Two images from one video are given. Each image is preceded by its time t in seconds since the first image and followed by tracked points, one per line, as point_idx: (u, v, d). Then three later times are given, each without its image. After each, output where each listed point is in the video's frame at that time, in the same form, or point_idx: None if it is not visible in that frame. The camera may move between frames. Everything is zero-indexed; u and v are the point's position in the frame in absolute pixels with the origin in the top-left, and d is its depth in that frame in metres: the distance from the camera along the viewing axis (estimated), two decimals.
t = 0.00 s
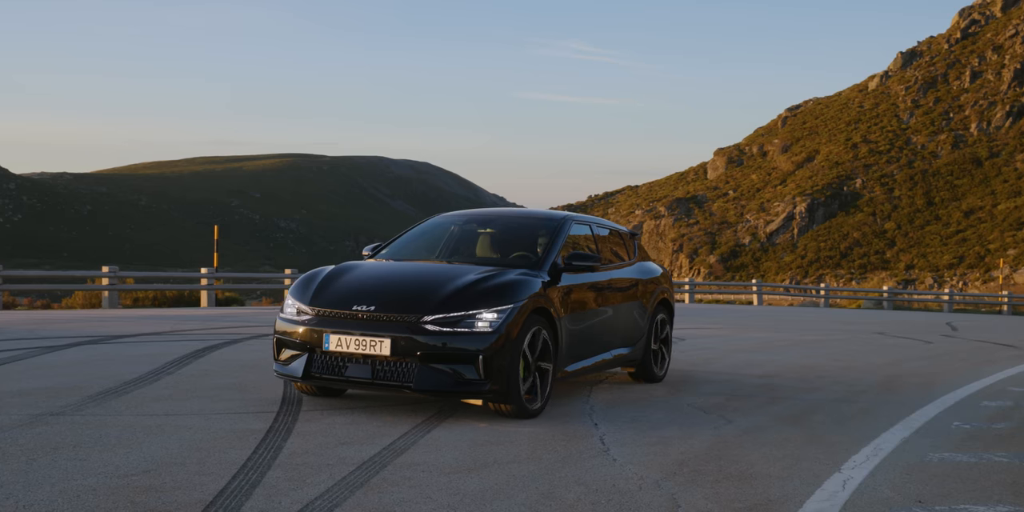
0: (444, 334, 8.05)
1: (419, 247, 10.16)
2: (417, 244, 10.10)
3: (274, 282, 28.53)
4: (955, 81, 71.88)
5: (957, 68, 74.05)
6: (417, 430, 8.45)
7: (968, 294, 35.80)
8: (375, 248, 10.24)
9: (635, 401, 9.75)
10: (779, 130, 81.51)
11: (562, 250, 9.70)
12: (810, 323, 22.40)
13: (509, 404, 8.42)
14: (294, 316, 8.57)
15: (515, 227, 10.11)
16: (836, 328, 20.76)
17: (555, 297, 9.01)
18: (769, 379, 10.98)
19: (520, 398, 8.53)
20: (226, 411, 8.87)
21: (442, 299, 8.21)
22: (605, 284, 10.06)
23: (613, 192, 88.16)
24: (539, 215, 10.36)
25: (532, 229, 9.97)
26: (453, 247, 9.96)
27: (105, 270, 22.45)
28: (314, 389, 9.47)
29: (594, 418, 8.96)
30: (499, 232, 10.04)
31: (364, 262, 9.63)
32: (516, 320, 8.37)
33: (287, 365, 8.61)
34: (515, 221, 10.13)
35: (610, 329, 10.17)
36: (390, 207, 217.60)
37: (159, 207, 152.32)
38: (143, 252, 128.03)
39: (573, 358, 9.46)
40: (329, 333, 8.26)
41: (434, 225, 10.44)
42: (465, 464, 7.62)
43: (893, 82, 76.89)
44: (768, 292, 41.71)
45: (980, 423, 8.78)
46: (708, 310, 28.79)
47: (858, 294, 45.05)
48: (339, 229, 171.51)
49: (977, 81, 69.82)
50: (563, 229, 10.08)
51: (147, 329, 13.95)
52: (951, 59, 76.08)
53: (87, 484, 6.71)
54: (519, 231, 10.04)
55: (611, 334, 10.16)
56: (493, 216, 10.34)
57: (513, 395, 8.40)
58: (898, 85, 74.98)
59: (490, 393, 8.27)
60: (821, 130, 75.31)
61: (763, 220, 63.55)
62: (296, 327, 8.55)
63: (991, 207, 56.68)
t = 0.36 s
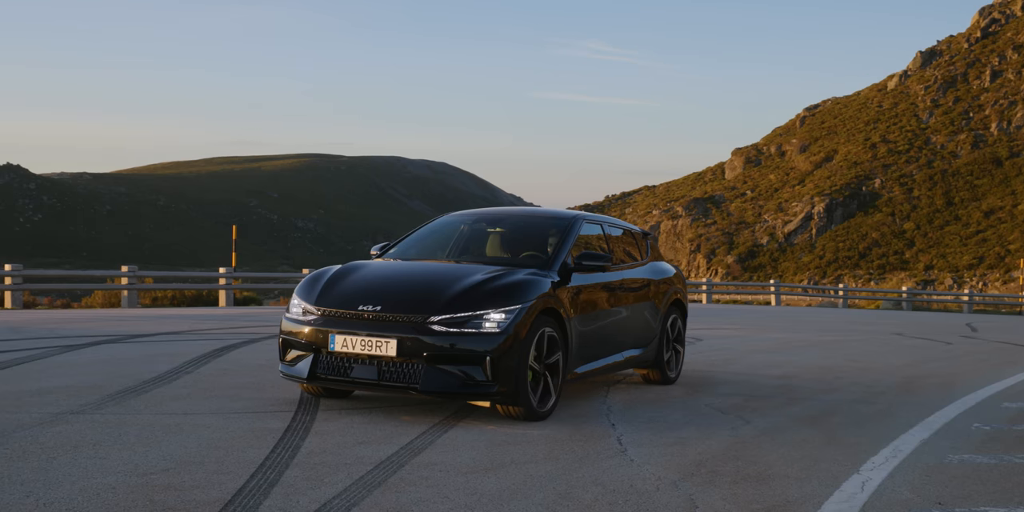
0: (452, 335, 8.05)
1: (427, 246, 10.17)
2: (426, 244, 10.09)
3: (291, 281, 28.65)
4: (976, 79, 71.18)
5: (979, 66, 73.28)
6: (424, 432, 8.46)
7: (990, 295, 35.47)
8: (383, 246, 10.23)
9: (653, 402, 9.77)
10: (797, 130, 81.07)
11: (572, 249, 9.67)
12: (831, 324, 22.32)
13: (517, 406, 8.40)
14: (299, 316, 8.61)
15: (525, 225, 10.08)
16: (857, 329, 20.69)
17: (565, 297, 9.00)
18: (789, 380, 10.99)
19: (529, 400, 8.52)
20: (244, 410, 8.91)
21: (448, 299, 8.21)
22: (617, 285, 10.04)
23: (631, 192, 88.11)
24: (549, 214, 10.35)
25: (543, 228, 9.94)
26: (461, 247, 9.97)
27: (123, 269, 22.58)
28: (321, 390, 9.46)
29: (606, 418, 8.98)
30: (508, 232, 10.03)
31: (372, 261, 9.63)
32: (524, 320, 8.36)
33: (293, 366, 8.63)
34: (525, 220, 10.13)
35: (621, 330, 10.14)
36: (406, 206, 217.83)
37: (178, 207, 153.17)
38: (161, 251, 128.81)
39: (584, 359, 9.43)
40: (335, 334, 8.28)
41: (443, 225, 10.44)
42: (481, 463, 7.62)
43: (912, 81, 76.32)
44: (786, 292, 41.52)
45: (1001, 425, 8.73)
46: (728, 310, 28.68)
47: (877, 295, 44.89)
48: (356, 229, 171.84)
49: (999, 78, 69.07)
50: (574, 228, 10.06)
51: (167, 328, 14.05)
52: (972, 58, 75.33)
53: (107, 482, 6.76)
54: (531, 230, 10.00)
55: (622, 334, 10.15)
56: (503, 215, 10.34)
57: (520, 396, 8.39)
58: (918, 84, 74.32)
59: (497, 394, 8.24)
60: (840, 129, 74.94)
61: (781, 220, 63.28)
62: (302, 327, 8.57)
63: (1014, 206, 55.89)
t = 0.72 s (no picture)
0: (468, 333, 8.06)
1: (442, 245, 10.18)
2: (442, 243, 10.09)
3: (308, 280, 28.72)
4: (995, 78, 70.60)
5: (997, 64, 72.70)
6: (441, 432, 8.46)
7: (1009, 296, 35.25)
8: (399, 246, 10.24)
9: (670, 402, 9.76)
10: (813, 129, 80.75)
11: (588, 249, 9.67)
12: (849, 324, 22.22)
13: (532, 405, 8.40)
14: (316, 314, 8.64)
15: (542, 225, 10.08)
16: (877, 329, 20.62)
17: (581, 297, 8.99)
18: (806, 380, 10.97)
19: (545, 399, 8.52)
20: (260, 410, 8.95)
21: (465, 298, 8.22)
22: (633, 284, 10.02)
23: (647, 191, 88.04)
24: (565, 214, 10.35)
25: (559, 228, 9.94)
26: (477, 247, 9.97)
27: (140, 269, 22.68)
28: (337, 389, 9.47)
29: (621, 418, 8.98)
30: (524, 231, 10.03)
31: (388, 260, 9.66)
32: (540, 319, 8.35)
33: (310, 364, 8.66)
34: (541, 220, 10.13)
35: (637, 329, 10.13)
36: (421, 205, 218.04)
37: (194, 207, 154.05)
38: (178, 250, 129.58)
39: (600, 360, 9.42)
40: (352, 331, 8.30)
41: (460, 225, 10.44)
42: (497, 463, 7.61)
43: (930, 80, 75.81)
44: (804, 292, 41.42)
45: (1019, 427, 8.67)
46: (746, 310, 28.61)
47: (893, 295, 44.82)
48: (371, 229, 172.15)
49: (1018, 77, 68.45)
50: (590, 227, 10.05)
51: (186, 327, 14.13)
52: (991, 57, 74.71)
53: (125, 481, 6.79)
54: (547, 229, 10.00)
55: (638, 334, 10.14)
56: (519, 215, 10.34)
57: (537, 394, 8.38)
58: (936, 83, 73.79)
59: (513, 393, 8.24)
60: (857, 128, 74.59)
61: (797, 220, 63.06)
62: (319, 325, 8.60)
63: None
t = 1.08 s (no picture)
0: (480, 333, 8.07)
1: (454, 244, 10.19)
2: (453, 243, 10.09)
3: (320, 280, 28.75)
4: (1010, 77, 70.15)
5: (1012, 63, 72.18)
6: (452, 431, 8.46)
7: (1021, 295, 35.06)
8: (411, 246, 10.26)
9: (682, 402, 9.75)
10: (826, 129, 80.48)
11: (599, 248, 9.67)
12: (860, 324, 22.17)
13: (544, 405, 8.39)
14: (327, 312, 8.66)
15: (553, 224, 10.08)
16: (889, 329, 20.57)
17: (593, 296, 8.99)
18: (818, 380, 10.97)
19: (556, 399, 8.51)
20: (273, 409, 8.98)
21: (476, 297, 8.23)
22: (644, 284, 10.01)
23: (658, 191, 87.88)
24: (577, 213, 10.34)
25: (571, 227, 9.92)
26: (488, 246, 9.98)
27: (153, 268, 22.72)
28: (349, 388, 9.49)
29: (632, 419, 8.98)
30: (536, 230, 10.04)
31: (400, 259, 9.68)
32: (552, 319, 8.35)
33: (322, 363, 8.67)
34: (553, 219, 10.13)
35: (648, 331, 10.12)
36: (432, 205, 218.31)
37: (206, 206, 154.49)
38: (190, 249, 129.98)
39: (610, 360, 9.40)
40: (364, 330, 8.31)
41: (471, 224, 10.47)
42: (509, 463, 7.61)
43: (943, 79, 75.41)
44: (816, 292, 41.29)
45: None
46: (758, 310, 28.52)
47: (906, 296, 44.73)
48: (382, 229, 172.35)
49: None
50: (601, 228, 10.05)
51: (198, 326, 14.18)
52: (1005, 55, 74.20)
53: (138, 479, 6.81)
54: (558, 228, 9.99)
55: (650, 334, 10.14)
56: (531, 214, 10.35)
57: (547, 394, 8.39)
58: (949, 83, 73.41)
59: (524, 393, 8.24)
60: (870, 128, 74.27)
61: (810, 220, 62.85)
62: (330, 324, 8.62)
63: None
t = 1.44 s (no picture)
0: (489, 332, 8.07)
1: (463, 244, 10.20)
2: (462, 243, 10.09)
3: (328, 279, 28.76)
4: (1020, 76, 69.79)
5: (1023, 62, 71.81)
6: (461, 431, 8.46)
7: None
8: (419, 245, 10.27)
9: (690, 403, 9.74)
10: (835, 128, 80.30)
11: (609, 248, 9.66)
12: (870, 324, 22.14)
13: (551, 405, 8.39)
14: (336, 311, 8.68)
15: (562, 224, 10.08)
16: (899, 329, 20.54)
17: (601, 296, 8.99)
18: (828, 381, 10.95)
19: (564, 399, 8.52)
20: (281, 408, 9.00)
21: (484, 297, 8.22)
22: (653, 283, 10.00)
23: (667, 191, 87.84)
24: (586, 213, 10.33)
25: (580, 228, 9.90)
26: (496, 246, 9.98)
27: (162, 268, 22.74)
28: (357, 388, 9.49)
29: (641, 418, 8.97)
30: (544, 230, 10.04)
31: (409, 259, 9.69)
32: (561, 319, 8.35)
33: (331, 363, 8.68)
34: (561, 219, 10.13)
35: (657, 331, 10.11)
36: (440, 204, 218.41)
37: (215, 207, 154.91)
38: (199, 248, 130.31)
39: (619, 360, 9.39)
40: (373, 330, 8.32)
41: (480, 224, 10.46)
42: (519, 462, 7.61)
43: (953, 78, 75.09)
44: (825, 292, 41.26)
45: None
46: (766, 310, 28.48)
47: (915, 296, 44.69)
48: (390, 229, 172.48)
49: None
50: (610, 228, 10.03)
51: (207, 326, 14.21)
52: (1015, 55, 73.80)
53: (148, 479, 6.82)
54: (567, 228, 9.99)
55: (659, 334, 10.15)
56: (539, 214, 10.36)
57: (556, 394, 8.38)
58: (959, 82, 73.11)
59: (531, 393, 8.23)
60: (879, 127, 74.06)
61: (819, 220, 62.71)
62: (339, 324, 8.63)
63: None
